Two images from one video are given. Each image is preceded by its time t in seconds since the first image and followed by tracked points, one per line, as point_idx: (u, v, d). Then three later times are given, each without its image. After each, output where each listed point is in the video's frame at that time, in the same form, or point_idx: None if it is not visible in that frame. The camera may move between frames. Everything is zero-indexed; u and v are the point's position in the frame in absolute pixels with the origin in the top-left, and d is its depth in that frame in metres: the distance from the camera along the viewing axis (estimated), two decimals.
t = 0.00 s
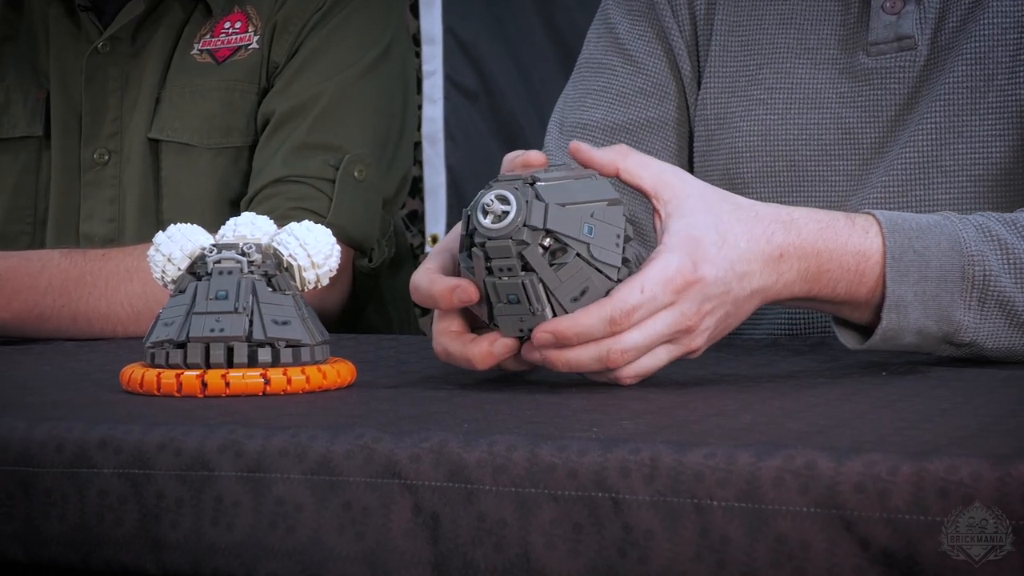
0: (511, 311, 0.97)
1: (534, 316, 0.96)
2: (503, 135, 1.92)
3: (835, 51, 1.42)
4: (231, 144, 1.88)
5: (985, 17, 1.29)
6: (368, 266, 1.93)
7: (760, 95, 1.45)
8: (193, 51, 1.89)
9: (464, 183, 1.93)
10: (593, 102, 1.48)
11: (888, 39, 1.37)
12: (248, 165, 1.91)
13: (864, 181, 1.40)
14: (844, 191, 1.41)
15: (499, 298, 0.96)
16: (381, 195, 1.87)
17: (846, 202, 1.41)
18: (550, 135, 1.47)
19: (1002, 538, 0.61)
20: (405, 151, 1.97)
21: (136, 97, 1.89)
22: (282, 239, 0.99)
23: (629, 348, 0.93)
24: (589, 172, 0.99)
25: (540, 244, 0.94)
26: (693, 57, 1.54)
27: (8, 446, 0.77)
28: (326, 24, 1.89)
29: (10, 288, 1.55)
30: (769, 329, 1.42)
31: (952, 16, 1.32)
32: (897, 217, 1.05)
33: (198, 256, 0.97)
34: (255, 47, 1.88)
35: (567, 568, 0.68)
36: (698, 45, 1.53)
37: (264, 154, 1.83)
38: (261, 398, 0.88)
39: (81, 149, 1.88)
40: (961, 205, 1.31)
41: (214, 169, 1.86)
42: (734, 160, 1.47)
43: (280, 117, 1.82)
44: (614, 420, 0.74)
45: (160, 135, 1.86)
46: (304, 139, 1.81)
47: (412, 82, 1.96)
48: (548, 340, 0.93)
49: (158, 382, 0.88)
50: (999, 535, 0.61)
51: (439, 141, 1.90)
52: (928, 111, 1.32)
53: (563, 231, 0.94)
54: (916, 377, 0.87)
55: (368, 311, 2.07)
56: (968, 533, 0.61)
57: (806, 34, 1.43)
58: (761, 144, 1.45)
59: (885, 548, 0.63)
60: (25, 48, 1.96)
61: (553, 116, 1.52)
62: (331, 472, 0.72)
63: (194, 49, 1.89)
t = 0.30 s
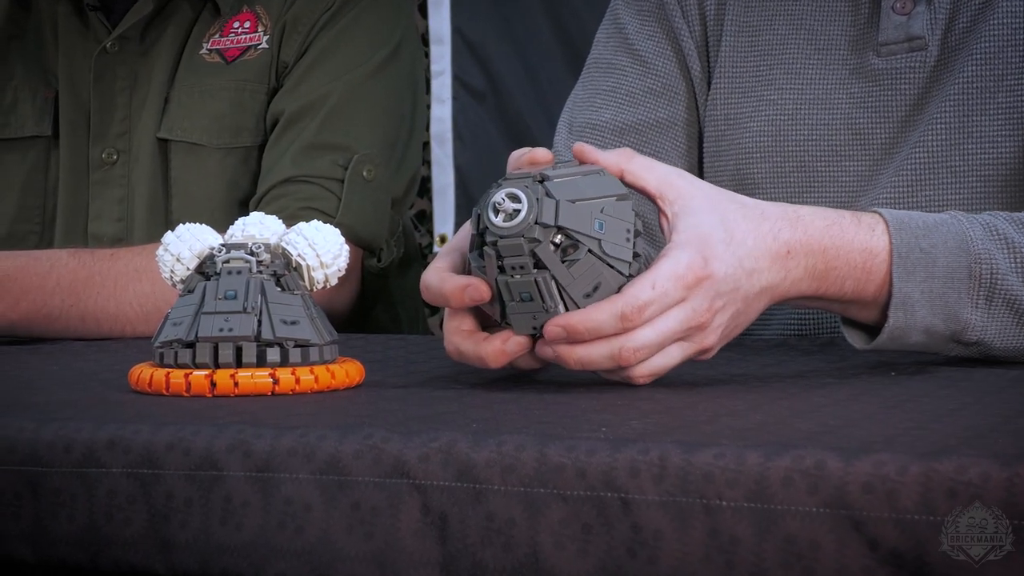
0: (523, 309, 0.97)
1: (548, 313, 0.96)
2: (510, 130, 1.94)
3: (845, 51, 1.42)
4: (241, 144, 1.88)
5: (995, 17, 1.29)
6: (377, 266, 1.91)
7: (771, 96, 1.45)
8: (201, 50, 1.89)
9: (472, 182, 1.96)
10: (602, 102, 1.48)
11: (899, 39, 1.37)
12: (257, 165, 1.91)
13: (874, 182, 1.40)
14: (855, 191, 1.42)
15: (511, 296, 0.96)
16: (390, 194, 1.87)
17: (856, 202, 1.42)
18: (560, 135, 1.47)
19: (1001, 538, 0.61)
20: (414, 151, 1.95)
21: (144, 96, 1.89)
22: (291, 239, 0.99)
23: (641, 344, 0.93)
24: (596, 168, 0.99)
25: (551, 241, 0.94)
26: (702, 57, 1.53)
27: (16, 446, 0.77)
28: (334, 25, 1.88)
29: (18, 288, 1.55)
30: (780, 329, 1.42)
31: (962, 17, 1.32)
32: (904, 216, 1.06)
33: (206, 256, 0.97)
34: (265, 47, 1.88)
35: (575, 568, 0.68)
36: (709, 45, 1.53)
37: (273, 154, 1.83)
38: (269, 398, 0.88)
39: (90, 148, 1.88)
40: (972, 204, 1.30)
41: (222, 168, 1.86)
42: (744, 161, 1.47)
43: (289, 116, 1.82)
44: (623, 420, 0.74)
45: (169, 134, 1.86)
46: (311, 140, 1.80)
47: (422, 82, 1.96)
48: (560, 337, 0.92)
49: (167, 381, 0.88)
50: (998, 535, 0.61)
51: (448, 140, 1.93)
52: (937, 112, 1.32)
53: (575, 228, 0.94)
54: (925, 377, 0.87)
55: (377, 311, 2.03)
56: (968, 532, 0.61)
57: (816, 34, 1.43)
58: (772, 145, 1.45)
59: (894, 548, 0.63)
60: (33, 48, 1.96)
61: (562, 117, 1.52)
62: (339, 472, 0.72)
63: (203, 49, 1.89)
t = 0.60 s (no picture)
0: (531, 306, 0.96)
1: (557, 309, 0.95)
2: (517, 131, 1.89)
3: (856, 49, 1.41)
4: (245, 142, 1.87)
5: (1008, 13, 1.28)
6: (383, 266, 1.91)
7: (781, 93, 1.44)
8: (205, 46, 1.88)
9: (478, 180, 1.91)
10: (609, 100, 1.48)
11: (910, 37, 1.36)
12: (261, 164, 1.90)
13: (886, 181, 1.39)
14: (866, 190, 1.41)
15: (518, 294, 0.95)
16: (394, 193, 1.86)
17: (867, 200, 1.41)
18: (566, 134, 1.46)
19: (1001, 538, 0.60)
20: (421, 150, 1.97)
21: (146, 94, 1.88)
22: (295, 238, 0.98)
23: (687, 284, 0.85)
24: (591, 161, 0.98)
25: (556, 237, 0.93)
26: (711, 55, 1.52)
27: (16, 449, 0.76)
28: (339, 22, 1.87)
29: (18, 289, 1.54)
30: (791, 331, 1.41)
31: (975, 14, 1.31)
32: (923, 214, 1.03)
33: (209, 256, 0.96)
34: (270, 44, 1.88)
35: (583, 572, 0.67)
36: (717, 43, 1.52)
37: (278, 153, 1.82)
38: (273, 400, 0.87)
39: (91, 145, 1.87)
40: (985, 203, 1.29)
41: (226, 166, 1.86)
42: (753, 160, 1.46)
43: (293, 114, 1.81)
44: (632, 423, 0.73)
45: (173, 131, 1.84)
46: (316, 138, 1.80)
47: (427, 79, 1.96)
48: (583, 267, 0.88)
49: (169, 383, 0.87)
50: (998, 535, 0.60)
51: (453, 138, 1.89)
52: (949, 111, 1.31)
53: (580, 222, 0.93)
54: (938, 379, 0.86)
55: (382, 312, 2.03)
56: (968, 532, 0.60)
57: (827, 31, 1.42)
58: (781, 143, 1.44)
59: (906, 552, 0.62)
60: (33, 46, 1.95)
61: (567, 115, 1.51)
62: (344, 474, 0.71)
63: (206, 45, 1.88)
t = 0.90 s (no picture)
0: (539, 310, 0.94)
1: (566, 312, 0.93)
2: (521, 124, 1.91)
3: (870, 44, 1.39)
4: (244, 139, 1.86)
5: None
6: (385, 266, 1.88)
7: (793, 89, 1.42)
8: (203, 42, 1.86)
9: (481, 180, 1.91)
10: (616, 96, 1.46)
11: (926, 33, 1.35)
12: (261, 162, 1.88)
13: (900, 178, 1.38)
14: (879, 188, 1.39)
15: (525, 299, 0.94)
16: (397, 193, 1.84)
17: (881, 199, 1.40)
18: (572, 131, 1.46)
19: (1002, 539, 0.59)
20: (423, 148, 1.95)
21: (143, 91, 1.87)
22: (295, 238, 0.96)
23: (677, 267, 0.88)
24: (591, 158, 0.97)
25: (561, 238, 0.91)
26: (721, 50, 1.51)
27: (10, 453, 0.74)
28: (340, 18, 1.85)
29: (13, 289, 1.53)
30: (800, 333, 1.40)
31: (993, 9, 1.29)
32: (943, 217, 1.01)
33: (208, 255, 0.94)
34: (270, 39, 1.85)
35: None
36: (728, 37, 1.50)
37: (278, 150, 1.80)
38: (273, 403, 0.86)
39: (86, 142, 1.86)
40: (1001, 202, 1.27)
41: (225, 163, 1.84)
42: (765, 157, 1.45)
43: (292, 112, 1.80)
44: (639, 426, 0.71)
45: (169, 129, 1.83)
46: (316, 136, 1.77)
47: (429, 74, 1.94)
48: (583, 247, 0.89)
49: (167, 386, 0.86)
50: (1000, 536, 0.59)
51: (457, 137, 1.90)
52: (965, 108, 1.29)
53: (584, 221, 0.91)
54: (953, 382, 0.84)
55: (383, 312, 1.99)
56: (967, 531, 0.59)
57: (842, 26, 1.41)
58: (794, 140, 1.43)
59: (919, 558, 0.61)
60: (28, 41, 1.93)
61: (573, 111, 1.50)
62: (345, 479, 0.70)
63: (204, 40, 1.86)
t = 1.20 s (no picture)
0: (544, 309, 0.92)
1: (571, 311, 0.91)
2: (524, 118, 1.89)
3: (885, 38, 1.37)
4: (238, 135, 1.83)
5: None
6: (384, 265, 1.84)
7: (806, 84, 1.40)
8: (197, 34, 1.84)
9: (484, 174, 1.90)
10: (623, 90, 1.44)
11: (943, 26, 1.33)
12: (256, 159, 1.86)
13: (915, 175, 1.35)
14: (894, 185, 1.37)
15: (530, 298, 0.92)
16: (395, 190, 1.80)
17: (895, 196, 1.37)
18: (578, 126, 1.43)
19: (1001, 538, 0.58)
20: (423, 146, 1.91)
21: (135, 84, 1.84)
22: (292, 236, 0.94)
23: (688, 261, 0.86)
24: (598, 152, 0.95)
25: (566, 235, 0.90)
26: (731, 44, 1.49)
27: None
28: (338, 10, 1.82)
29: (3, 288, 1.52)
30: (811, 335, 1.38)
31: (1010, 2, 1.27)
32: (961, 215, 0.99)
33: (202, 255, 0.92)
34: (265, 32, 1.83)
35: None
36: (738, 30, 1.48)
37: (274, 146, 1.77)
38: (270, 406, 0.84)
39: (77, 138, 1.84)
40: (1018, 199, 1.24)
41: (220, 159, 1.82)
42: (776, 153, 1.43)
43: (290, 107, 1.77)
44: (646, 430, 0.69)
45: (162, 125, 1.81)
46: (315, 132, 1.75)
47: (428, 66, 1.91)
48: (595, 236, 0.87)
49: (160, 388, 0.84)
50: (999, 535, 0.58)
51: (459, 131, 1.89)
52: (981, 102, 1.27)
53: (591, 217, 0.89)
54: (968, 385, 0.82)
55: (383, 313, 1.94)
56: (967, 533, 0.58)
57: (856, 19, 1.39)
58: (807, 136, 1.41)
59: (934, 566, 0.59)
60: (18, 35, 1.90)
61: (578, 106, 1.48)
62: (344, 484, 0.68)
63: (199, 33, 1.84)
